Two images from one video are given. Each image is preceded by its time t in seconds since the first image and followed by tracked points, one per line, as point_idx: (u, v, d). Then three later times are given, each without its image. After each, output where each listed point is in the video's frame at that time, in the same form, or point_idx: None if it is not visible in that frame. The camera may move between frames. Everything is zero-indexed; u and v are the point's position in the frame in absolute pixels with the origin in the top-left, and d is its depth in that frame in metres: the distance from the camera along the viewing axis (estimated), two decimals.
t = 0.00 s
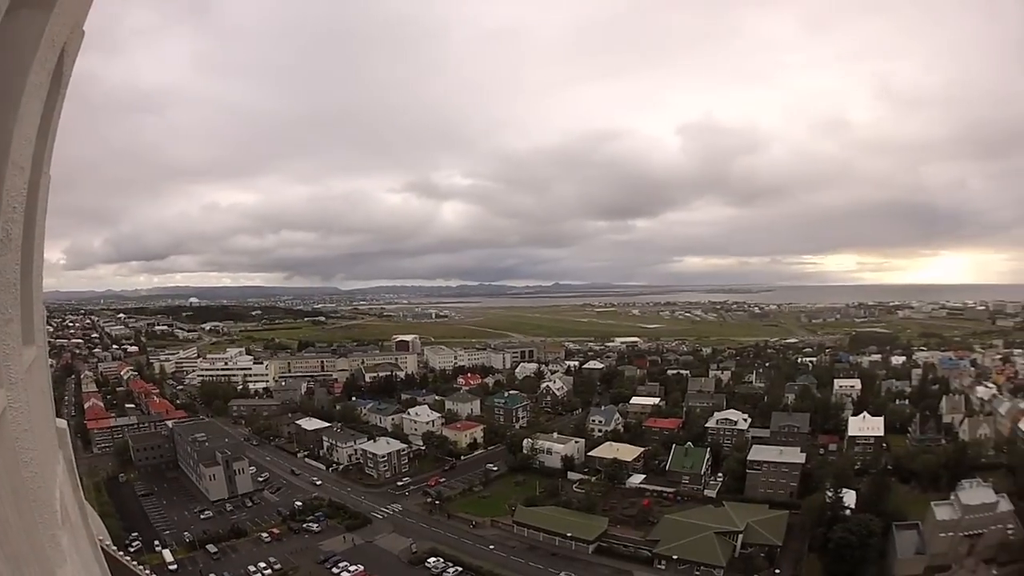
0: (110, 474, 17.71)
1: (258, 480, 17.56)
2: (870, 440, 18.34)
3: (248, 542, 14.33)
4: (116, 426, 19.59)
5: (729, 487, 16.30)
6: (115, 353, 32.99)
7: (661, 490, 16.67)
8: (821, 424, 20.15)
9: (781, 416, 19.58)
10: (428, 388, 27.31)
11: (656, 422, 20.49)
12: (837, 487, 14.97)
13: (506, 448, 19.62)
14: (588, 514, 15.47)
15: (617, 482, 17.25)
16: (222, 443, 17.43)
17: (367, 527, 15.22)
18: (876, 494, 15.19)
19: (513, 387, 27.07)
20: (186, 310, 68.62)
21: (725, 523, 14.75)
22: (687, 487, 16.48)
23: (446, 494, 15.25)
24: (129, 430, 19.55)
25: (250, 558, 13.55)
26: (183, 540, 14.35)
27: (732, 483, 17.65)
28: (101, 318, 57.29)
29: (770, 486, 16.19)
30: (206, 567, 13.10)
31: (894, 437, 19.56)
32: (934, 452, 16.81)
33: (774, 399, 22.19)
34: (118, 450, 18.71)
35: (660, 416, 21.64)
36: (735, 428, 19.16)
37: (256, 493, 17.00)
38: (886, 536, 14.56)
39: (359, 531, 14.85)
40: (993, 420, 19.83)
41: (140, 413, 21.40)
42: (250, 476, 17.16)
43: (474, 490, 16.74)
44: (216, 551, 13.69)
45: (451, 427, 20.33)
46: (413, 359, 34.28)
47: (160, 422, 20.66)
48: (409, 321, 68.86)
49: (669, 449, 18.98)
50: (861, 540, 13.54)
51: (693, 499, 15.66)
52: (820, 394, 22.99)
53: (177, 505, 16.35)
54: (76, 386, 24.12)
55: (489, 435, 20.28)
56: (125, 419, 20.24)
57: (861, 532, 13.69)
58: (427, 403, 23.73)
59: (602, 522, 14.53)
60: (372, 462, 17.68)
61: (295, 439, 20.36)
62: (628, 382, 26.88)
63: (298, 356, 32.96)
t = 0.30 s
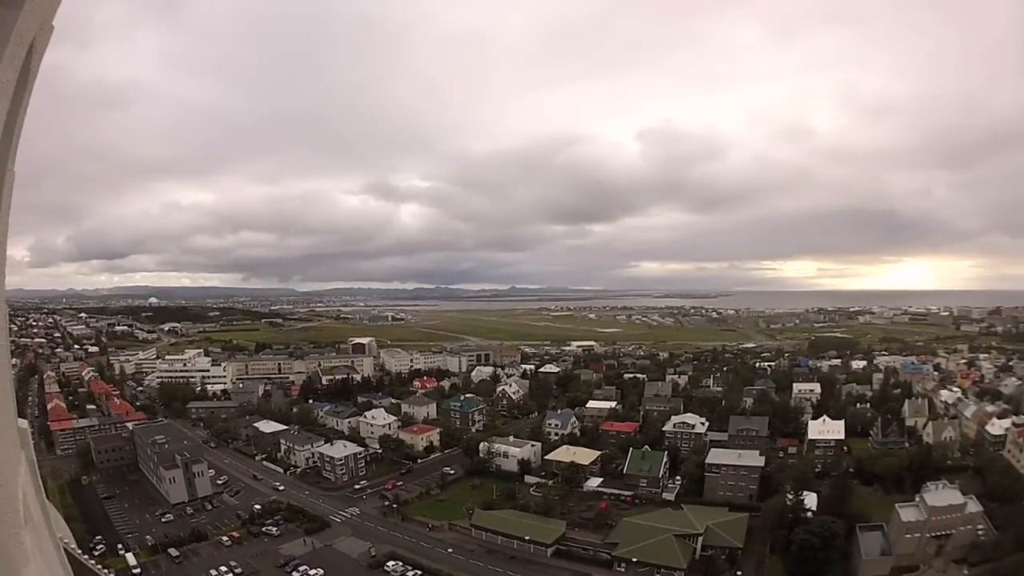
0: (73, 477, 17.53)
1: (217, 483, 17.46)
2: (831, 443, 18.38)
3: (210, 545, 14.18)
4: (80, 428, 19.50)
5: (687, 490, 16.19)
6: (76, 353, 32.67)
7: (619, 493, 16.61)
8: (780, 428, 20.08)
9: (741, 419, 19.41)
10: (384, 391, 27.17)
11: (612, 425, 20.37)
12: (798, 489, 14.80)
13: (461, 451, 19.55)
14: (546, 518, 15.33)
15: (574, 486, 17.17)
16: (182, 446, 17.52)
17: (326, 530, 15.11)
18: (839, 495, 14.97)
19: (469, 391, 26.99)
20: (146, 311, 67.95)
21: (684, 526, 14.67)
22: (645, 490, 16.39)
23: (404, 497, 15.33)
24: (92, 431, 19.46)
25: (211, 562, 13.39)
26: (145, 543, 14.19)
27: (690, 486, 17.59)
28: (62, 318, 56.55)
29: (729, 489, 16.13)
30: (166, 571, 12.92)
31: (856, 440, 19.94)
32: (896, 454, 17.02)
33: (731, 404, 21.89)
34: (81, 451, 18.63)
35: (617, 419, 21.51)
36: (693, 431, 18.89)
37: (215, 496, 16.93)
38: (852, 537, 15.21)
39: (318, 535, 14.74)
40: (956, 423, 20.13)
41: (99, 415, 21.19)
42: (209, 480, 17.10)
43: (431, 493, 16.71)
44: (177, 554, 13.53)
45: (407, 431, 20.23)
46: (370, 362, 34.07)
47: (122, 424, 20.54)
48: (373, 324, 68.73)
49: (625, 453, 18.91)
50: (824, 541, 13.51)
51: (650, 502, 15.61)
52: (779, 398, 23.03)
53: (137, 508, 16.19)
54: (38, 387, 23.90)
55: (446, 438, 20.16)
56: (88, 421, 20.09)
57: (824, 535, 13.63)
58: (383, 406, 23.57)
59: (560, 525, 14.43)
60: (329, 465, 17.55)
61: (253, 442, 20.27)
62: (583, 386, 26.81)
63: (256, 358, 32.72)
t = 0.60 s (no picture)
0: (41, 486, 17.37)
1: (179, 491, 17.42)
2: (793, 443, 18.48)
3: (176, 554, 14.11)
4: (46, 436, 19.45)
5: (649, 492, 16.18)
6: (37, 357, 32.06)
7: (580, 496, 16.60)
8: (741, 429, 20.12)
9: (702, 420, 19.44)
10: (343, 396, 27.08)
11: (572, 429, 20.32)
12: (760, 489, 14.56)
13: (420, 456, 19.56)
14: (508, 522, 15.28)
15: (534, 489, 17.16)
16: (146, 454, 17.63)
17: (289, 537, 15.09)
18: (804, 493, 14.91)
19: (425, 396, 27.03)
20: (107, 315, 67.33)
21: (647, 527, 14.64)
22: (606, 493, 16.39)
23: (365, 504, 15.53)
24: (56, 439, 19.55)
25: (176, 571, 13.32)
26: (114, 552, 14.12)
27: (652, 487, 17.61)
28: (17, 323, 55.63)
29: (690, 491, 16.13)
30: None
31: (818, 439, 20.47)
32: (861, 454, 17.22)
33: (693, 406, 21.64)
34: (49, 459, 18.61)
35: (577, 423, 21.34)
36: (652, 434, 18.87)
37: (179, 505, 16.92)
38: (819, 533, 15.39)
39: (282, 542, 14.71)
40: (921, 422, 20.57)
41: (63, 423, 21.15)
42: (173, 488, 17.09)
43: (392, 499, 16.75)
44: (144, 563, 13.45)
45: (366, 437, 20.26)
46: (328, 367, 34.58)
47: (86, 431, 20.46)
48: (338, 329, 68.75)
49: (584, 457, 18.94)
50: (789, 540, 13.58)
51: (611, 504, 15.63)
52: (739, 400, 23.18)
53: (103, 517, 16.09)
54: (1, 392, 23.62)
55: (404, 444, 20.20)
56: (54, 429, 20.01)
57: (789, 533, 13.69)
58: (342, 412, 23.55)
59: (521, 529, 14.44)
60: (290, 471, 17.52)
61: (215, 449, 20.26)
62: (541, 390, 26.78)
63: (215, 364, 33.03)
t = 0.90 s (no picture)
0: (11, 487, 17.24)
1: (146, 492, 17.35)
2: (758, 442, 18.59)
3: (146, 556, 14.06)
4: (14, 436, 19.37)
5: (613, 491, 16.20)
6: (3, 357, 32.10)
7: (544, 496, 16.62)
8: (706, 429, 20.19)
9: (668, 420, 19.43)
10: (306, 396, 27.13)
11: (535, 429, 20.28)
12: (725, 488, 14.31)
13: (383, 456, 19.58)
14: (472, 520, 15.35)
15: (498, 489, 17.17)
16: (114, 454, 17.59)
17: (255, 538, 15.01)
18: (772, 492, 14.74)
19: (388, 396, 27.06)
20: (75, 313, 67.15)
21: (613, 526, 14.61)
22: (569, 493, 16.41)
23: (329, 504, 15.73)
24: (26, 439, 19.47)
25: (145, 573, 13.29)
26: (86, 553, 14.06)
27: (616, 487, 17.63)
28: None
29: (655, 490, 16.10)
30: None
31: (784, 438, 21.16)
32: (828, 454, 17.45)
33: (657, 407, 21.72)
34: (19, 460, 18.52)
35: (540, 423, 21.33)
36: (615, 433, 18.89)
37: (146, 506, 16.86)
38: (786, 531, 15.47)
39: (248, 543, 14.65)
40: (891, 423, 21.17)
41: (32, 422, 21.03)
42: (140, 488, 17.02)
43: (356, 499, 16.79)
44: (115, 565, 13.40)
45: (329, 437, 20.19)
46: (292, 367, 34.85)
47: (54, 431, 20.30)
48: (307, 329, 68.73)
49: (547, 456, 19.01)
50: (757, 539, 13.70)
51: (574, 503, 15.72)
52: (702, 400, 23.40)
53: (73, 519, 15.97)
54: None
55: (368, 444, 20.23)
56: (23, 429, 19.96)
57: (755, 532, 13.81)
58: (306, 411, 23.57)
59: (486, 529, 14.46)
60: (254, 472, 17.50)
61: (180, 449, 20.21)
62: (504, 390, 26.97)
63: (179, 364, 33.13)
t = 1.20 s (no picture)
0: None
1: (110, 496, 17.58)
2: (716, 439, 18.90)
3: (112, 561, 14.29)
4: None
5: (571, 490, 16.36)
6: None
7: (502, 495, 16.85)
8: (663, 427, 20.56)
9: (627, 417, 19.61)
10: (262, 398, 28.71)
11: (492, 428, 20.77)
12: (684, 486, 14.09)
13: (341, 457, 19.99)
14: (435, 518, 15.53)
15: (456, 489, 17.30)
16: (76, 458, 17.66)
17: (217, 541, 15.45)
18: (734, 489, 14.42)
19: (343, 397, 28.24)
20: (37, 318, 69.30)
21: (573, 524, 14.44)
22: (527, 492, 16.57)
23: (289, 506, 16.56)
24: None
25: None
26: (54, 559, 14.31)
27: (573, 485, 17.77)
28: None
29: (612, 488, 16.23)
30: None
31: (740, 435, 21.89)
32: (787, 450, 17.63)
33: (614, 405, 22.34)
34: None
35: (497, 422, 21.88)
36: (573, 432, 19.37)
37: (110, 510, 17.06)
38: (749, 525, 15.38)
39: (210, 547, 15.05)
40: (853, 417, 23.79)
41: None
42: (104, 492, 17.18)
43: (315, 501, 17.11)
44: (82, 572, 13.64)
45: (287, 438, 20.63)
46: (248, 368, 39.45)
47: (18, 435, 20.26)
48: (260, 336, 70.43)
49: (504, 456, 19.38)
50: (718, 535, 13.97)
51: (531, 503, 16.02)
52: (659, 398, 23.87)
53: (40, 525, 16.09)
54: None
55: (323, 445, 20.73)
56: None
57: (714, 528, 14.05)
58: (263, 412, 24.43)
59: (445, 529, 14.54)
60: (214, 475, 17.85)
61: (141, 452, 20.51)
62: (459, 391, 28.68)
63: (139, 366, 37.04)
